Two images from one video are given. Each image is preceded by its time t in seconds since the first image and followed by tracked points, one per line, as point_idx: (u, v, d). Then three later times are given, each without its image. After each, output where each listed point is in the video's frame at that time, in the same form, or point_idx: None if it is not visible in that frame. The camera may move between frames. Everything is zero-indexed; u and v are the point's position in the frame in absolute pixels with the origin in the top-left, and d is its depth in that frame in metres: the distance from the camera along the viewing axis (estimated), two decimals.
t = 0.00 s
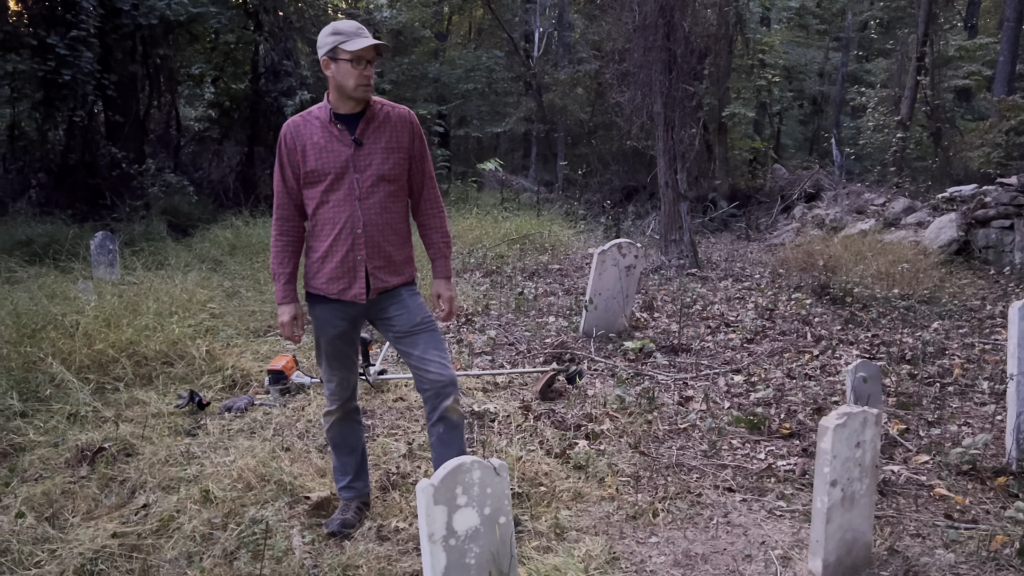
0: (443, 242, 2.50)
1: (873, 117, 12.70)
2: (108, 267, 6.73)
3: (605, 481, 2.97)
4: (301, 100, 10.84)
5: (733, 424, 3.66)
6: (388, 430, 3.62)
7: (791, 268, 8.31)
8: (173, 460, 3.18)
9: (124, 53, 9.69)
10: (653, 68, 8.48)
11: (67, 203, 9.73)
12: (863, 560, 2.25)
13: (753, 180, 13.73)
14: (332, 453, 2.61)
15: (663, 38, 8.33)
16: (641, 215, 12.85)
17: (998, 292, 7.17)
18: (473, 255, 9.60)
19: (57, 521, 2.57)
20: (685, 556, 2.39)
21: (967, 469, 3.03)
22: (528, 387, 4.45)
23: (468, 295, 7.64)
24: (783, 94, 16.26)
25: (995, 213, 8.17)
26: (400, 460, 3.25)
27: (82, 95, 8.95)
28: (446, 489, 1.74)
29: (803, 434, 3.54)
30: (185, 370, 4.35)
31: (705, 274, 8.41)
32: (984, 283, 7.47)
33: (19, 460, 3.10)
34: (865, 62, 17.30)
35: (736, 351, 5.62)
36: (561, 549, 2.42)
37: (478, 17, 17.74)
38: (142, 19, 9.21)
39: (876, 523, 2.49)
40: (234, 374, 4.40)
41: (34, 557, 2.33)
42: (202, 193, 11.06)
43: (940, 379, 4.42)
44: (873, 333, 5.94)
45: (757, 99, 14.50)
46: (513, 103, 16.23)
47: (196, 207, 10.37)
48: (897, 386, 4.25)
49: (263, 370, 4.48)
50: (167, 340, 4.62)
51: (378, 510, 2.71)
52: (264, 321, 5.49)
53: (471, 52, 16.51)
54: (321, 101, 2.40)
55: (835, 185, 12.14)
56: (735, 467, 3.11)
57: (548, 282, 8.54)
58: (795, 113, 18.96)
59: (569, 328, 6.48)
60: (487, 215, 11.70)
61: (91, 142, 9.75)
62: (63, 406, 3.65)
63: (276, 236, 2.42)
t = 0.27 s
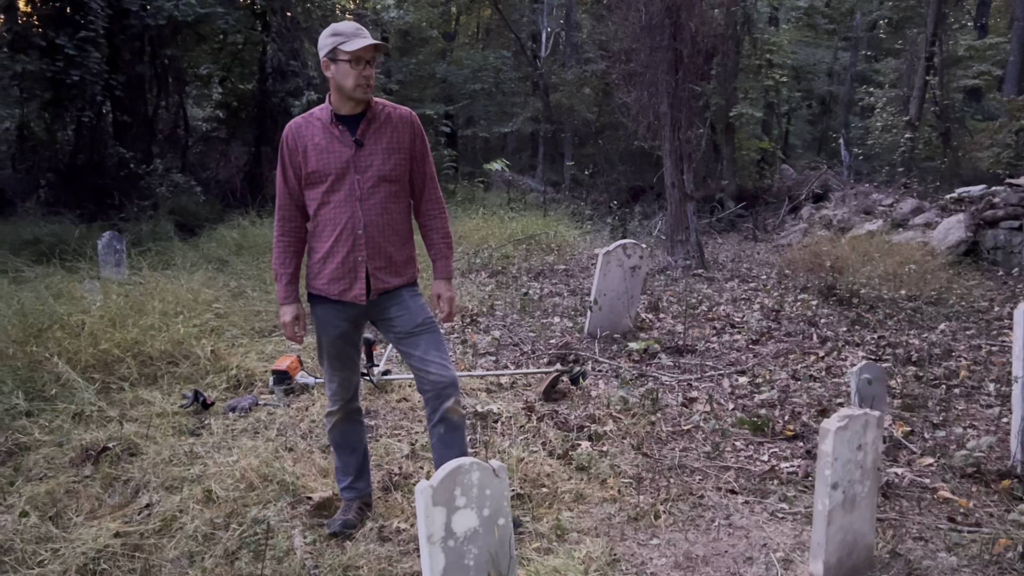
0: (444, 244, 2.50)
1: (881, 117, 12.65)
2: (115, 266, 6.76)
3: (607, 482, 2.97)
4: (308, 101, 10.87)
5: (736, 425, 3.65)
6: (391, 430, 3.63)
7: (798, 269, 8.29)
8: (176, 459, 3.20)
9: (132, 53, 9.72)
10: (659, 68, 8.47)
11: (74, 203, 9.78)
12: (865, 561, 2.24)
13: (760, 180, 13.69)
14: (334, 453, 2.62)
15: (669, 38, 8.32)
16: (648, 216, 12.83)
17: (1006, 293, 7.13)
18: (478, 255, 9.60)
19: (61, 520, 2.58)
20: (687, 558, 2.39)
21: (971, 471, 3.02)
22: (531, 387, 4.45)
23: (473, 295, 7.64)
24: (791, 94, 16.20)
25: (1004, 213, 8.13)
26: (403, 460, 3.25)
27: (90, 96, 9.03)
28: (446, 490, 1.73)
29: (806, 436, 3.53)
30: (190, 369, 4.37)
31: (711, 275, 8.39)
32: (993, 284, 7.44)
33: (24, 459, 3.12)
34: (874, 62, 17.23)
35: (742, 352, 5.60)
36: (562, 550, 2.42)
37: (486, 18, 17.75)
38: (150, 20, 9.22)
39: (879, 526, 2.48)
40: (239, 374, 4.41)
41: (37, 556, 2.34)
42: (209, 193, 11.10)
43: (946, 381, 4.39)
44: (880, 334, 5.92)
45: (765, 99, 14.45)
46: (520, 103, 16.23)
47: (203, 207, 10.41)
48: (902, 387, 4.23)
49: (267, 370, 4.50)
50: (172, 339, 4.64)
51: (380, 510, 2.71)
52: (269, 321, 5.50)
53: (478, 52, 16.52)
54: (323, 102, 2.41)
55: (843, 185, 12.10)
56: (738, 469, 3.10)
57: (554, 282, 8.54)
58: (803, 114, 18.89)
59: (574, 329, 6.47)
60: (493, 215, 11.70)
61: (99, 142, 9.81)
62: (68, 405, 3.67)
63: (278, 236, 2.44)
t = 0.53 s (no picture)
0: (449, 248, 2.49)
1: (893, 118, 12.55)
2: (126, 267, 6.81)
3: (612, 488, 2.96)
4: (318, 102, 10.91)
5: (743, 430, 3.63)
6: (397, 434, 3.63)
7: (808, 271, 8.24)
8: (181, 462, 3.21)
9: (144, 55, 9.78)
10: (668, 69, 8.45)
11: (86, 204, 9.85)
12: (871, 570, 2.22)
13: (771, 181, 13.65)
14: (339, 457, 2.62)
15: (679, 40, 8.30)
16: (658, 217, 12.80)
17: (1019, 297, 7.06)
18: (487, 257, 9.60)
19: (67, 523, 2.60)
20: (691, 565, 2.38)
21: (980, 478, 2.99)
22: (538, 390, 4.45)
23: (481, 297, 7.64)
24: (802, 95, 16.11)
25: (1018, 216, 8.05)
26: (408, 464, 3.26)
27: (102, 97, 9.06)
28: (446, 497, 1.73)
29: (814, 442, 3.51)
30: (197, 372, 4.39)
31: (721, 277, 8.36)
32: (1005, 287, 7.36)
33: (32, 461, 3.14)
34: (886, 63, 17.10)
35: (750, 355, 5.57)
36: (565, 556, 2.41)
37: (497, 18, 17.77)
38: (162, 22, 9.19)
39: (885, 534, 2.46)
40: (246, 376, 4.43)
41: (42, 558, 2.36)
42: (220, 194, 11.15)
43: (957, 386, 4.35)
44: (890, 338, 5.87)
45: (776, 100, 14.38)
46: (530, 104, 16.23)
47: (214, 208, 10.45)
48: (912, 392, 4.19)
49: (274, 372, 4.51)
50: (180, 341, 4.66)
51: (385, 515, 2.71)
52: (277, 323, 5.52)
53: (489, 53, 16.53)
54: (326, 107, 2.42)
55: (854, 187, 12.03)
56: (744, 475, 3.07)
57: (563, 284, 8.53)
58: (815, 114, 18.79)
59: (582, 331, 6.46)
60: (502, 217, 11.70)
61: (111, 144, 9.82)
62: (76, 407, 3.69)
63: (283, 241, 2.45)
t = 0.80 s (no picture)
0: (453, 248, 2.47)
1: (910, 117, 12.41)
2: (139, 266, 6.84)
3: (619, 491, 2.92)
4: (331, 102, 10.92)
5: (754, 433, 3.58)
6: (404, 435, 3.61)
7: (823, 272, 8.15)
8: (187, 462, 3.20)
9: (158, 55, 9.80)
10: (681, 68, 8.39)
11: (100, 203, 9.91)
12: None
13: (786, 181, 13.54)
14: (344, 458, 2.61)
15: (692, 38, 8.24)
16: (672, 217, 12.72)
17: None
18: (499, 256, 9.58)
19: (72, 523, 2.59)
20: (698, 570, 2.34)
21: (995, 484, 2.93)
22: (547, 392, 4.42)
23: (492, 298, 7.62)
24: (818, 94, 15.96)
25: None
26: (414, 465, 3.23)
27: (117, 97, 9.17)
28: (446, 500, 1.70)
29: (826, 445, 3.45)
30: (206, 371, 4.39)
31: (735, 278, 8.28)
32: None
33: (39, 460, 3.14)
34: (904, 61, 16.92)
35: (763, 357, 5.51)
36: (570, 561, 2.38)
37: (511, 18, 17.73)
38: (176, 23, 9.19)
39: (897, 541, 2.41)
40: (255, 376, 4.43)
41: (46, 558, 2.35)
42: (233, 194, 11.19)
43: (973, 389, 4.28)
44: (905, 340, 5.79)
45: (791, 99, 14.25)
46: (544, 104, 16.19)
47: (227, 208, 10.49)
48: (927, 395, 4.12)
49: (283, 372, 4.51)
50: (189, 341, 4.67)
51: (389, 517, 2.69)
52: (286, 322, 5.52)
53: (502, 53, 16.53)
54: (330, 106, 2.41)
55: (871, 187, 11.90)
56: (754, 478, 3.02)
57: (574, 285, 8.48)
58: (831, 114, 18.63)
59: (593, 332, 6.42)
60: (515, 217, 11.67)
61: (126, 143, 9.87)
62: (85, 406, 3.69)
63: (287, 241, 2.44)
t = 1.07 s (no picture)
0: (458, 252, 2.41)
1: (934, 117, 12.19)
2: (155, 266, 6.86)
3: (630, 501, 2.84)
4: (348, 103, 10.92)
5: (769, 441, 3.49)
6: (412, 440, 3.56)
7: (844, 274, 8.00)
8: (193, 467, 3.19)
9: (178, 56, 9.89)
10: (700, 68, 8.28)
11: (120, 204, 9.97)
12: None
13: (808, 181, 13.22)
14: (347, 466, 2.56)
15: (711, 38, 8.13)
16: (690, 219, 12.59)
17: None
18: (515, 258, 9.52)
19: (74, 529, 2.57)
20: None
21: (1020, 497, 2.82)
22: (558, 397, 4.35)
23: (506, 300, 7.56)
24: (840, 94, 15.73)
25: None
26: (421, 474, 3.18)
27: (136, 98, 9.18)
28: (444, 515, 1.63)
29: (844, 454, 3.36)
30: (215, 374, 4.39)
31: (754, 280, 8.16)
32: None
33: (45, 464, 3.12)
34: (928, 61, 16.64)
35: (781, 362, 5.41)
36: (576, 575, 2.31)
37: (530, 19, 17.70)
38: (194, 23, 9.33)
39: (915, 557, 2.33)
40: (265, 379, 4.41)
41: (44, 566, 2.32)
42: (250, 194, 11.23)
43: (997, 397, 4.15)
44: (927, 345, 5.66)
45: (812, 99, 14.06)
46: (563, 104, 16.06)
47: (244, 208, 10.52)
48: (949, 402, 4.01)
49: (293, 375, 4.49)
50: (200, 343, 4.67)
51: (393, 526, 2.64)
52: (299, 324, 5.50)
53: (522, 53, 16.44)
54: (334, 108, 2.36)
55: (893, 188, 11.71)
56: (769, 489, 2.94)
57: (590, 287, 8.41)
58: (855, 114, 18.37)
59: (607, 335, 6.35)
60: (531, 217, 11.61)
61: (145, 143, 9.97)
62: (93, 409, 3.69)
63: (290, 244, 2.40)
